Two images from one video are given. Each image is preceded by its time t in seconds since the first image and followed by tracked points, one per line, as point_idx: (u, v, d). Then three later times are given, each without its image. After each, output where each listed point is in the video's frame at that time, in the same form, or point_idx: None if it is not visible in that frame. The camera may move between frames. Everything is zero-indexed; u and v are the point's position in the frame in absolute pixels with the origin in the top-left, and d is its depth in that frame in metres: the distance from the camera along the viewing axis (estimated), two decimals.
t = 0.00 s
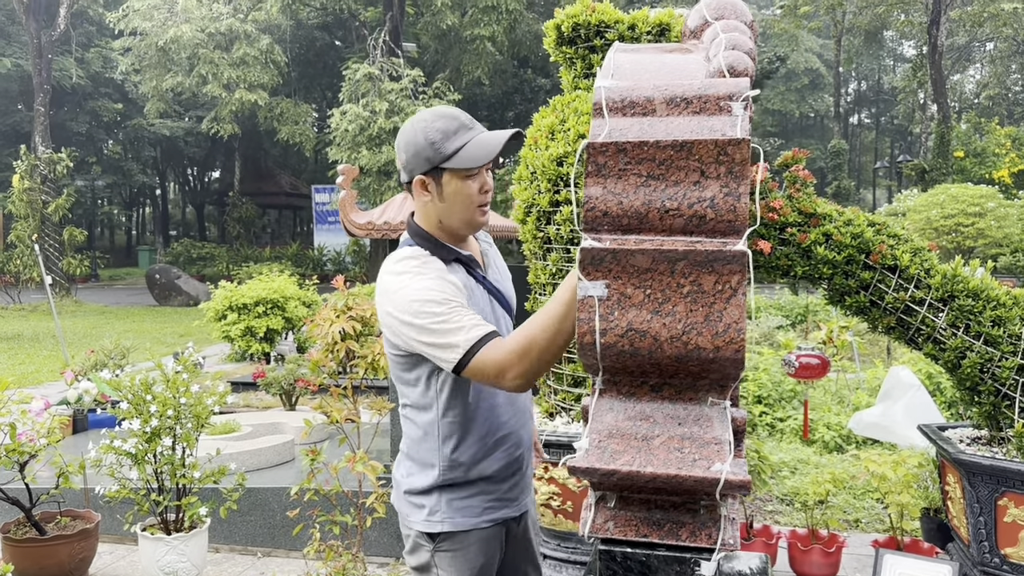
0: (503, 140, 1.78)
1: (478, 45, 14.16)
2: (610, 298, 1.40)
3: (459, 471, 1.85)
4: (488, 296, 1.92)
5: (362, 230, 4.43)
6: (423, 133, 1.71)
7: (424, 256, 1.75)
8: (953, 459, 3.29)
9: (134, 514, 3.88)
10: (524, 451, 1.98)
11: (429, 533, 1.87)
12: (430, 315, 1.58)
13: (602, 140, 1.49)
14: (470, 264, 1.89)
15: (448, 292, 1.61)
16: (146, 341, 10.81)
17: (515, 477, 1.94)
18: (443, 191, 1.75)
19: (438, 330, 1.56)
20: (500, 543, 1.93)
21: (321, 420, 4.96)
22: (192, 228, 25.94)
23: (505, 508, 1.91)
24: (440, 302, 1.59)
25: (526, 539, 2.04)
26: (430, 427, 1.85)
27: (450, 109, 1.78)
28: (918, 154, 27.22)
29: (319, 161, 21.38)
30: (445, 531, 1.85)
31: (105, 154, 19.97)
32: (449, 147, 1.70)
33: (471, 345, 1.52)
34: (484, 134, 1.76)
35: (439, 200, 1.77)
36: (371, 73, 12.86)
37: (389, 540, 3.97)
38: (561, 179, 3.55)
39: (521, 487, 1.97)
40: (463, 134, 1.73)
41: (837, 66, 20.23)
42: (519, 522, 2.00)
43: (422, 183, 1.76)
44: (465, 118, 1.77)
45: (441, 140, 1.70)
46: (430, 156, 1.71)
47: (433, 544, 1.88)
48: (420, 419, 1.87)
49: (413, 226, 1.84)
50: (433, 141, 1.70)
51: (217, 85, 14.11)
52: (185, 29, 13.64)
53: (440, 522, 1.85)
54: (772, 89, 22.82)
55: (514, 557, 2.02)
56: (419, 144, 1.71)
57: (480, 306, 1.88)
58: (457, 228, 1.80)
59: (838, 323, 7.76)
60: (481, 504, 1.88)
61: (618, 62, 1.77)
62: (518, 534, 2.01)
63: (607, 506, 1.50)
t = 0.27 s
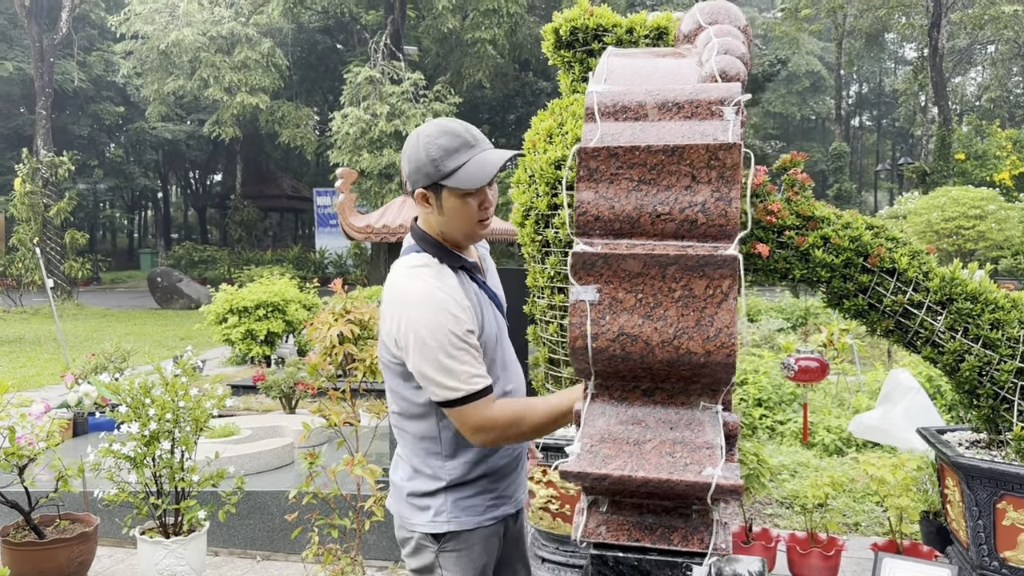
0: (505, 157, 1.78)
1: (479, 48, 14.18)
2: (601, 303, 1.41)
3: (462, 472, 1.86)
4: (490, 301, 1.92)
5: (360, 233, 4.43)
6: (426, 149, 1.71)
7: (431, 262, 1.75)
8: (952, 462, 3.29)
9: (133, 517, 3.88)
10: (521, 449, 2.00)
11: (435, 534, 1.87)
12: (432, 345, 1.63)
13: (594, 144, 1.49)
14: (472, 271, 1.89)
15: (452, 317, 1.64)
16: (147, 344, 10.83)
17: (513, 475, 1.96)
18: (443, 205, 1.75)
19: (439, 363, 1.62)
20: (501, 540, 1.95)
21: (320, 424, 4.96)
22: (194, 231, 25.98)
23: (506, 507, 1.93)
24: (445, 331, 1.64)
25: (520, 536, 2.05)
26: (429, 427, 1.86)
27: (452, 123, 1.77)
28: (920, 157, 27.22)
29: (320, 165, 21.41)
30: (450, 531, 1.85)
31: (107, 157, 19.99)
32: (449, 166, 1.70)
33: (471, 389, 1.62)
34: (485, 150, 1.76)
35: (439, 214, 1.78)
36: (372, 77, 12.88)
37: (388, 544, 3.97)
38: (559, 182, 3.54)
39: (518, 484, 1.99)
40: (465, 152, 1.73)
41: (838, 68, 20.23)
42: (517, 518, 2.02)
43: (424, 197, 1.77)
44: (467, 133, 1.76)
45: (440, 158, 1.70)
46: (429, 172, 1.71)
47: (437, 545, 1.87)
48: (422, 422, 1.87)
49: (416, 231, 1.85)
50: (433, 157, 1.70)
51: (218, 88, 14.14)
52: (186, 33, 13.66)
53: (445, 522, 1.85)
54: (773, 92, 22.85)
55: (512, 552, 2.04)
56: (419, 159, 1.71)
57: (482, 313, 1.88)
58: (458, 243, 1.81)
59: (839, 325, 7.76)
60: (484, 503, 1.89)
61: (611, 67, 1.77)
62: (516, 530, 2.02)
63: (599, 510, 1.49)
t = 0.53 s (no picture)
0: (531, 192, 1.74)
1: (481, 51, 14.19)
2: (582, 310, 1.43)
3: (455, 473, 1.87)
4: (493, 317, 1.92)
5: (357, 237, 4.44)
6: (452, 174, 1.68)
7: (443, 280, 1.72)
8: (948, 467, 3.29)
9: (129, 522, 3.88)
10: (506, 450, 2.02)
11: (427, 533, 1.87)
12: (434, 366, 1.63)
13: (575, 152, 1.49)
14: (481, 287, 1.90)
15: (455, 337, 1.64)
16: (149, 348, 10.85)
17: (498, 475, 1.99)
18: (461, 229, 1.73)
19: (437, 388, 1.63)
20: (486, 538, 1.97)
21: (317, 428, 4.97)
22: (197, 234, 26.03)
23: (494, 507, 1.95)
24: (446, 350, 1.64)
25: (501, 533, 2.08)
26: (423, 428, 1.86)
27: (486, 148, 1.73)
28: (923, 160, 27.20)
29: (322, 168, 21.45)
30: (443, 529, 1.86)
31: (110, 160, 20.05)
32: (475, 195, 1.67)
33: (457, 412, 1.61)
34: (512, 184, 1.72)
35: (457, 236, 1.76)
36: (374, 80, 12.91)
37: (385, 548, 3.97)
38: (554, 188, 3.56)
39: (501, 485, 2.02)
40: (492, 184, 1.69)
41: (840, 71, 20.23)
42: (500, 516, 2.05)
43: (443, 218, 1.75)
44: (497, 163, 1.72)
45: (466, 186, 1.68)
46: (452, 195, 1.69)
47: (429, 544, 1.88)
48: (416, 423, 1.87)
49: (429, 243, 1.83)
50: (459, 184, 1.68)
51: (220, 92, 14.19)
52: (189, 36, 13.70)
53: (437, 521, 1.86)
54: (776, 95, 22.85)
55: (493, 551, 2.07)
56: (445, 180, 1.69)
57: (487, 332, 1.88)
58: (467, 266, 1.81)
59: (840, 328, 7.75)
60: (474, 503, 1.90)
61: (596, 75, 1.77)
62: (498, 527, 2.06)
63: (581, 518, 1.49)
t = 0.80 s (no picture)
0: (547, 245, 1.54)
1: (484, 55, 14.22)
2: (554, 318, 1.44)
3: (431, 476, 1.89)
4: (486, 337, 1.90)
5: (351, 242, 4.46)
6: (463, 224, 1.47)
7: (438, 308, 1.69)
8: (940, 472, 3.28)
9: (125, 525, 3.90)
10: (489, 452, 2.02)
11: (403, 532, 1.89)
12: (427, 398, 1.63)
13: (547, 161, 1.51)
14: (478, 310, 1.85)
15: (447, 364, 1.63)
16: (152, 351, 10.90)
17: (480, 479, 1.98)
18: (464, 272, 1.56)
19: (436, 415, 1.63)
20: (467, 540, 1.97)
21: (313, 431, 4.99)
22: (202, 237, 26.12)
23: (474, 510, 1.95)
24: (439, 378, 1.62)
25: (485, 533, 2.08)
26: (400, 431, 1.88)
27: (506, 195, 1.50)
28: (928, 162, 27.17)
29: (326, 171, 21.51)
30: (417, 530, 1.88)
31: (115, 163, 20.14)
32: (483, 248, 1.48)
33: (463, 437, 1.64)
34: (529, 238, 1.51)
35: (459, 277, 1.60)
36: (377, 84, 12.96)
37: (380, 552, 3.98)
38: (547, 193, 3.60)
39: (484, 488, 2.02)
40: (505, 237, 1.49)
41: (844, 74, 20.23)
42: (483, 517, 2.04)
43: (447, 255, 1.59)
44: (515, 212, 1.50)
45: (475, 236, 1.47)
46: (459, 242, 1.49)
47: (405, 543, 1.90)
48: (394, 426, 1.88)
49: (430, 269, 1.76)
50: (468, 234, 1.47)
51: (224, 95, 14.26)
52: (192, 40, 13.75)
53: (412, 522, 1.87)
54: (780, 98, 22.86)
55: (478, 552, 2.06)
56: (452, 226, 1.48)
57: (479, 355, 1.87)
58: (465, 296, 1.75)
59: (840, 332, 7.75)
60: (452, 505, 1.91)
61: (572, 84, 1.78)
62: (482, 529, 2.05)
63: (554, 524, 1.50)
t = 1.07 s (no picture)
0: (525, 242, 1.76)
1: (487, 59, 14.23)
2: (524, 329, 1.44)
3: (435, 472, 1.95)
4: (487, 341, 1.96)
5: (347, 247, 4.45)
6: (451, 230, 1.70)
7: (440, 312, 1.79)
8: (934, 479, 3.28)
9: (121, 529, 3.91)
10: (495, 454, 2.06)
11: (409, 528, 1.95)
12: (429, 395, 1.71)
13: (518, 173, 1.52)
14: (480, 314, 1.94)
15: (453, 363, 1.71)
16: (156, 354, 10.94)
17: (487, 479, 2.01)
18: (460, 275, 1.78)
19: (441, 409, 1.71)
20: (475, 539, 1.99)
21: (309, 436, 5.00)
22: (208, 240, 26.21)
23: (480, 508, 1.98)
24: (445, 376, 1.70)
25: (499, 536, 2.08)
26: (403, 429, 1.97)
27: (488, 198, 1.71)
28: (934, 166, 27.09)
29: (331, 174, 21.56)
30: (422, 525, 1.93)
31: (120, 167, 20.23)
32: (472, 250, 1.71)
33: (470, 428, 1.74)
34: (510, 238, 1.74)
35: (455, 281, 1.80)
36: (380, 88, 12.99)
37: (375, 557, 3.99)
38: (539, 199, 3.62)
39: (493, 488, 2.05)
40: (489, 240, 1.71)
41: (850, 77, 20.18)
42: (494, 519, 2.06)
43: (443, 263, 1.81)
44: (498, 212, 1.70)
45: (463, 239, 1.70)
46: (450, 246, 1.72)
47: (411, 540, 1.96)
48: (399, 425, 1.97)
49: (430, 276, 1.86)
50: (456, 237, 1.70)
51: (228, 99, 14.32)
52: (197, 44, 13.79)
53: (416, 517, 1.93)
54: (785, 101, 22.83)
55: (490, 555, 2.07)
56: (442, 232, 1.71)
57: (483, 360, 1.94)
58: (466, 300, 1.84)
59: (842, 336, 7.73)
60: (456, 502, 1.95)
61: (548, 94, 1.79)
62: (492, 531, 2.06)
63: (526, 534, 1.50)
